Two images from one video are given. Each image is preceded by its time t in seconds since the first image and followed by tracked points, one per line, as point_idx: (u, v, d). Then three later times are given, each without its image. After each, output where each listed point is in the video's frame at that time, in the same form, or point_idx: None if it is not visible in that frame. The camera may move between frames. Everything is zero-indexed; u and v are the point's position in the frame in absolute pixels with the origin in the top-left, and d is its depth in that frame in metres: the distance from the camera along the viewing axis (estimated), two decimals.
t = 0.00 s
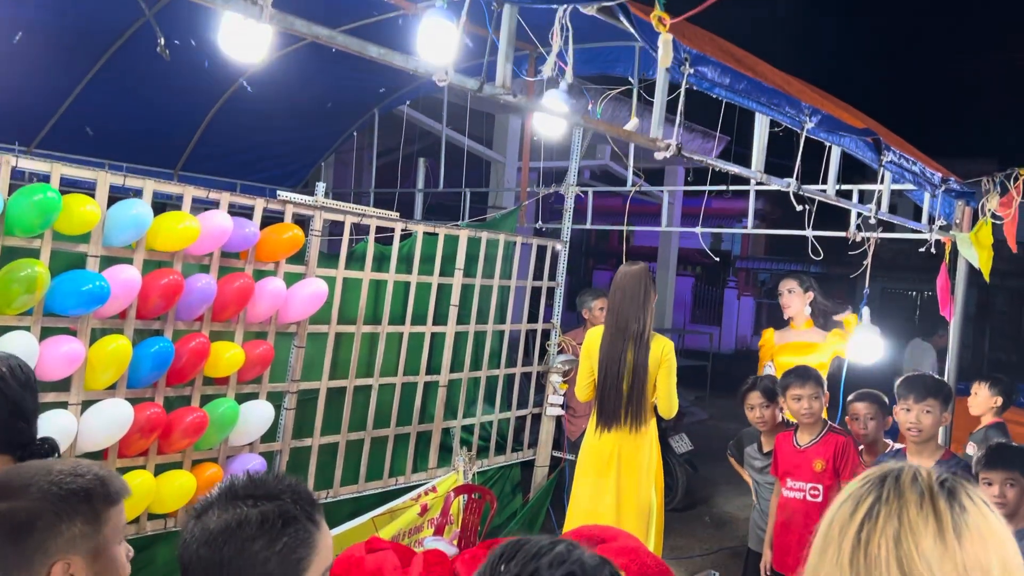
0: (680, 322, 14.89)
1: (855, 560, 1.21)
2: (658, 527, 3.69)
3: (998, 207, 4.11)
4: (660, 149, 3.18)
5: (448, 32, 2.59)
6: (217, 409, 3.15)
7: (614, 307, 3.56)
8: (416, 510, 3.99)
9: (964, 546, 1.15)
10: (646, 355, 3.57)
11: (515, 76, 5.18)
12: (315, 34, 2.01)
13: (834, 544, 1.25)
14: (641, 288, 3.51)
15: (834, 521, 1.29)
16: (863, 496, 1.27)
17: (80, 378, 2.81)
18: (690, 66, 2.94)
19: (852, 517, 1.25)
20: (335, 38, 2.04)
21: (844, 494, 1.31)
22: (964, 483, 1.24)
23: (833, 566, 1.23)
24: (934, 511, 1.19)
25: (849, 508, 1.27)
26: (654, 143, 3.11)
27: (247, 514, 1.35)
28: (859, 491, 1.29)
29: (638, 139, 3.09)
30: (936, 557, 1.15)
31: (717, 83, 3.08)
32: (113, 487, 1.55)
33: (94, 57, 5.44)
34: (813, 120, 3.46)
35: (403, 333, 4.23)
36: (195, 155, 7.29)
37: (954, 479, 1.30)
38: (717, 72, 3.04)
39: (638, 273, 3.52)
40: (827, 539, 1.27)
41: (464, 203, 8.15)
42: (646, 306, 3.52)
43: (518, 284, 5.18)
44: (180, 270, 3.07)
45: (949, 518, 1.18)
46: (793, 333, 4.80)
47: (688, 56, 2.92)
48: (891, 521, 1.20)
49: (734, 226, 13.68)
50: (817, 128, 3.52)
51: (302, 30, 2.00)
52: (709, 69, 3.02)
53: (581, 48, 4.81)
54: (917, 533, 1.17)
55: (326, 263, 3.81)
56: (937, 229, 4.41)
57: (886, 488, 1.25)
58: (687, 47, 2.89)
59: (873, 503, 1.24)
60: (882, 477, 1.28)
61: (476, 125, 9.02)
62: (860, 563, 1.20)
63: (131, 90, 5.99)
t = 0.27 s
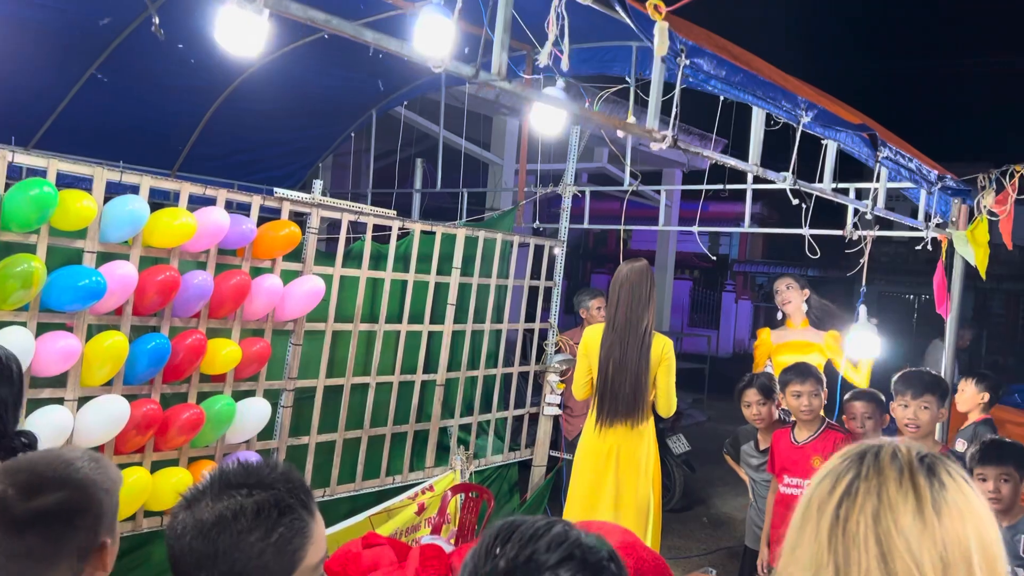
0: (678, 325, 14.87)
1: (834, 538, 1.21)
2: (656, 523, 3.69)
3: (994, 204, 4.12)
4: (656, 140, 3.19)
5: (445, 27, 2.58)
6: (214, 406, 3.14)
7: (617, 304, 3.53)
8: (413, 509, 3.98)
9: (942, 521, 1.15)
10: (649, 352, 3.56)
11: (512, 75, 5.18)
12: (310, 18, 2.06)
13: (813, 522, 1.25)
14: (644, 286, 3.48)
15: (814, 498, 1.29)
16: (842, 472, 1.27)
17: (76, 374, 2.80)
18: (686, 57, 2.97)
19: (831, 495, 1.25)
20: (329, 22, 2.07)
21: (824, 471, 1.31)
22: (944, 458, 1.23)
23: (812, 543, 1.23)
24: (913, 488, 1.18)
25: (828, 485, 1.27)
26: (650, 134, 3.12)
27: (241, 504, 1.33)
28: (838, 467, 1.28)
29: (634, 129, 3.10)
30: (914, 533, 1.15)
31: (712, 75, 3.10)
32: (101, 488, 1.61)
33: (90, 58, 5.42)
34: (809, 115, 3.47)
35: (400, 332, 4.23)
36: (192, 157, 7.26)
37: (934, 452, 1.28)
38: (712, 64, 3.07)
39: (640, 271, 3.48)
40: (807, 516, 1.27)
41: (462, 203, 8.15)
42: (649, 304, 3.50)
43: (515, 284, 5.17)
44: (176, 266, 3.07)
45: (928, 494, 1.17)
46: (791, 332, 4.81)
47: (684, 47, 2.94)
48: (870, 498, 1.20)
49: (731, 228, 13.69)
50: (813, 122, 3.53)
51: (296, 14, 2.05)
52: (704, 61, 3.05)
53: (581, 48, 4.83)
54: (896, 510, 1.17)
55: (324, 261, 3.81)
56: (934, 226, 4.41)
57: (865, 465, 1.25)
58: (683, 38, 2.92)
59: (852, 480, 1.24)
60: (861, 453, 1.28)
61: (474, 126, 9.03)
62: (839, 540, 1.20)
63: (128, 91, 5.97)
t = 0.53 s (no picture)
0: (676, 327, 14.88)
1: (805, 528, 1.14)
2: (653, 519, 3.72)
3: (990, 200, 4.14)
4: (652, 135, 3.19)
5: (440, 24, 2.58)
6: (211, 404, 3.14)
7: (618, 303, 3.53)
8: (411, 508, 3.98)
9: (916, 503, 1.10)
10: (650, 350, 3.58)
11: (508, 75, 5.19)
12: (307, 9, 2.05)
13: (782, 512, 1.18)
14: (643, 284, 3.49)
15: (780, 487, 1.23)
16: (811, 459, 1.21)
17: (74, 373, 2.80)
18: (681, 52, 2.98)
19: (800, 483, 1.19)
20: (325, 13, 2.07)
21: (789, 458, 1.25)
22: (913, 442, 1.19)
23: (783, 535, 1.16)
24: (884, 471, 1.14)
25: (796, 472, 1.21)
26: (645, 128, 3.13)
27: (234, 501, 1.31)
28: (805, 454, 1.23)
29: (630, 124, 3.11)
30: (888, 516, 1.10)
31: (707, 70, 3.13)
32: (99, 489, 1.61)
33: (88, 61, 5.41)
34: (805, 110, 3.49)
35: (397, 331, 4.23)
36: (189, 159, 7.24)
37: (900, 438, 1.24)
38: (706, 59, 3.09)
39: (639, 269, 3.49)
40: (774, 506, 1.21)
41: (458, 204, 8.16)
42: (649, 302, 3.51)
43: (512, 283, 5.18)
44: (174, 265, 3.07)
45: (900, 476, 1.13)
46: (785, 330, 4.80)
47: (679, 42, 2.96)
48: (841, 484, 1.15)
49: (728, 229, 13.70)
50: (808, 118, 3.54)
51: (293, 5, 2.03)
52: (699, 56, 3.07)
53: (574, 48, 4.81)
54: (868, 494, 1.12)
55: (321, 261, 3.81)
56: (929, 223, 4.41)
57: (834, 450, 1.19)
58: (678, 33, 2.94)
59: (821, 466, 1.18)
60: (828, 439, 1.23)
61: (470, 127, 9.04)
62: (811, 529, 1.14)
63: (125, 93, 5.96)
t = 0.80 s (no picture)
0: (672, 328, 14.87)
1: (767, 531, 1.12)
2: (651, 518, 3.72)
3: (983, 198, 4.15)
4: (645, 133, 3.19)
5: (432, 23, 2.58)
6: (206, 406, 3.14)
7: (616, 303, 3.53)
8: (408, 510, 3.97)
9: (877, 501, 1.09)
10: (650, 349, 3.58)
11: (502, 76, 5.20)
12: (299, 6, 2.05)
13: (743, 515, 1.16)
14: (641, 282, 3.49)
15: (741, 487, 1.20)
16: (771, 458, 1.17)
17: (68, 375, 2.79)
18: (674, 50, 2.99)
19: (761, 485, 1.15)
20: (317, 10, 2.07)
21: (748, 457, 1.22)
22: (871, 437, 1.17)
23: (744, 539, 1.14)
24: (845, 469, 1.11)
25: (757, 473, 1.17)
26: (639, 126, 3.13)
27: (220, 502, 1.27)
28: (765, 453, 1.19)
29: (623, 121, 3.10)
30: (849, 516, 1.08)
31: (700, 68, 3.13)
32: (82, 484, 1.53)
33: (82, 63, 5.40)
34: (798, 108, 3.50)
35: (393, 332, 4.22)
36: (184, 162, 7.21)
37: (858, 430, 1.23)
38: (700, 57, 3.10)
39: (636, 268, 3.50)
40: (735, 507, 1.18)
41: (454, 205, 8.15)
42: (646, 300, 3.52)
43: (508, 284, 5.17)
44: (168, 267, 3.07)
45: (862, 474, 1.11)
46: (779, 330, 4.78)
47: (671, 40, 2.97)
48: (803, 484, 1.12)
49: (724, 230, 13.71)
50: (802, 116, 3.55)
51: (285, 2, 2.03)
52: (692, 54, 3.07)
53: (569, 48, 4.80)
54: (830, 495, 1.10)
55: (316, 262, 3.81)
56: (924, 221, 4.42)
57: (794, 448, 1.16)
58: (671, 30, 2.95)
59: (782, 467, 1.15)
60: (788, 435, 1.19)
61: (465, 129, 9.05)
62: (773, 532, 1.11)
63: (119, 95, 5.94)
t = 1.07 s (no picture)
0: (667, 326, 14.89)
1: (762, 520, 1.10)
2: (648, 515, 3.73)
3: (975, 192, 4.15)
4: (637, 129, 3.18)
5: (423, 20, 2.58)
6: (201, 408, 3.13)
7: (613, 301, 3.55)
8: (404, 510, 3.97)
9: (870, 485, 1.09)
10: (648, 348, 3.60)
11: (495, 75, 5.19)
12: (289, 3, 2.04)
13: (737, 507, 1.14)
14: (637, 280, 3.51)
15: (732, 479, 1.18)
16: (763, 447, 1.16)
17: (61, 378, 2.78)
18: (665, 46, 3.00)
19: (753, 476, 1.14)
20: (308, 6, 2.06)
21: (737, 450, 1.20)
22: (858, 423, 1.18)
23: (740, 531, 1.12)
24: (837, 454, 1.11)
25: (748, 463, 1.16)
26: (631, 122, 3.13)
27: (216, 498, 1.26)
28: (753, 444, 1.18)
29: (615, 117, 3.10)
30: (845, 501, 1.08)
31: (691, 64, 3.13)
32: (66, 472, 1.55)
33: (73, 65, 5.38)
34: (790, 104, 3.50)
35: (387, 332, 4.22)
36: (177, 163, 7.16)
37: (843, 418, 1.23)
38: (690, 53, 3.11)
39: (633, 267, 3.50)
40: (727, 499, 1.16)
41: (448, 205, 8.14)
42: (642, 297, 3.54)
43: (503, 284, 5.17)
44: (161, 268, 3.06)
45: (853, 460, 1.11)
46: (772, 327, 4.78)
47: (662, 36, 2.98)
48: (796, 471, 1.11)
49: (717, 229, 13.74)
50: (794, 112, 3.56)
51: None
52: (684, 50, 3.08)
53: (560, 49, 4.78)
54: (823, 480, 1.09)
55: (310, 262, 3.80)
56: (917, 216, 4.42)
57: (785, 437, 1.15)
58: (662, 26, 2.96)
59: (773, 456, 1.14)
60: (777, 425, 1.19)
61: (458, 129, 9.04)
62: (768, 521, 1.10)
63: (111, 97, 5.93)
